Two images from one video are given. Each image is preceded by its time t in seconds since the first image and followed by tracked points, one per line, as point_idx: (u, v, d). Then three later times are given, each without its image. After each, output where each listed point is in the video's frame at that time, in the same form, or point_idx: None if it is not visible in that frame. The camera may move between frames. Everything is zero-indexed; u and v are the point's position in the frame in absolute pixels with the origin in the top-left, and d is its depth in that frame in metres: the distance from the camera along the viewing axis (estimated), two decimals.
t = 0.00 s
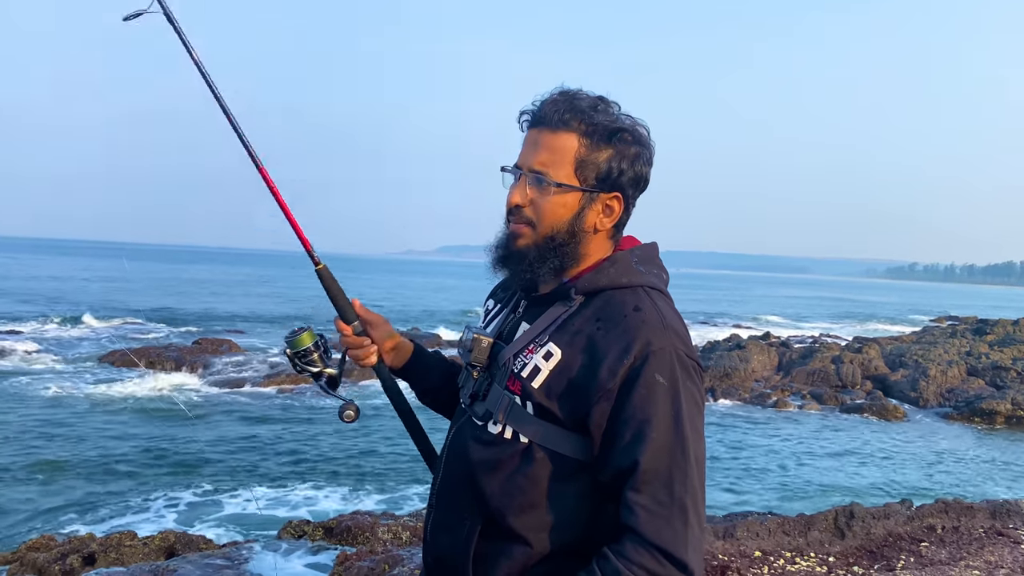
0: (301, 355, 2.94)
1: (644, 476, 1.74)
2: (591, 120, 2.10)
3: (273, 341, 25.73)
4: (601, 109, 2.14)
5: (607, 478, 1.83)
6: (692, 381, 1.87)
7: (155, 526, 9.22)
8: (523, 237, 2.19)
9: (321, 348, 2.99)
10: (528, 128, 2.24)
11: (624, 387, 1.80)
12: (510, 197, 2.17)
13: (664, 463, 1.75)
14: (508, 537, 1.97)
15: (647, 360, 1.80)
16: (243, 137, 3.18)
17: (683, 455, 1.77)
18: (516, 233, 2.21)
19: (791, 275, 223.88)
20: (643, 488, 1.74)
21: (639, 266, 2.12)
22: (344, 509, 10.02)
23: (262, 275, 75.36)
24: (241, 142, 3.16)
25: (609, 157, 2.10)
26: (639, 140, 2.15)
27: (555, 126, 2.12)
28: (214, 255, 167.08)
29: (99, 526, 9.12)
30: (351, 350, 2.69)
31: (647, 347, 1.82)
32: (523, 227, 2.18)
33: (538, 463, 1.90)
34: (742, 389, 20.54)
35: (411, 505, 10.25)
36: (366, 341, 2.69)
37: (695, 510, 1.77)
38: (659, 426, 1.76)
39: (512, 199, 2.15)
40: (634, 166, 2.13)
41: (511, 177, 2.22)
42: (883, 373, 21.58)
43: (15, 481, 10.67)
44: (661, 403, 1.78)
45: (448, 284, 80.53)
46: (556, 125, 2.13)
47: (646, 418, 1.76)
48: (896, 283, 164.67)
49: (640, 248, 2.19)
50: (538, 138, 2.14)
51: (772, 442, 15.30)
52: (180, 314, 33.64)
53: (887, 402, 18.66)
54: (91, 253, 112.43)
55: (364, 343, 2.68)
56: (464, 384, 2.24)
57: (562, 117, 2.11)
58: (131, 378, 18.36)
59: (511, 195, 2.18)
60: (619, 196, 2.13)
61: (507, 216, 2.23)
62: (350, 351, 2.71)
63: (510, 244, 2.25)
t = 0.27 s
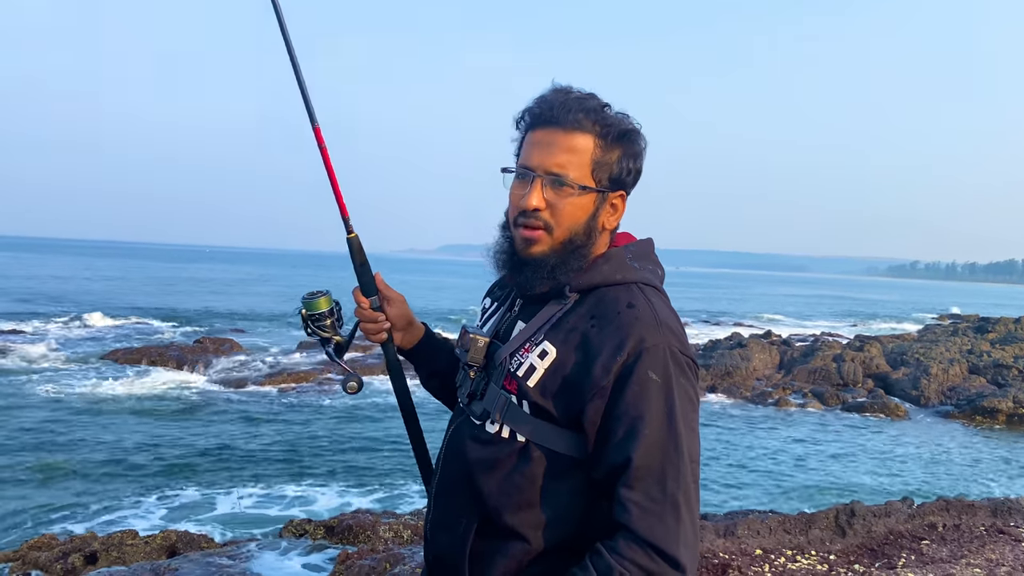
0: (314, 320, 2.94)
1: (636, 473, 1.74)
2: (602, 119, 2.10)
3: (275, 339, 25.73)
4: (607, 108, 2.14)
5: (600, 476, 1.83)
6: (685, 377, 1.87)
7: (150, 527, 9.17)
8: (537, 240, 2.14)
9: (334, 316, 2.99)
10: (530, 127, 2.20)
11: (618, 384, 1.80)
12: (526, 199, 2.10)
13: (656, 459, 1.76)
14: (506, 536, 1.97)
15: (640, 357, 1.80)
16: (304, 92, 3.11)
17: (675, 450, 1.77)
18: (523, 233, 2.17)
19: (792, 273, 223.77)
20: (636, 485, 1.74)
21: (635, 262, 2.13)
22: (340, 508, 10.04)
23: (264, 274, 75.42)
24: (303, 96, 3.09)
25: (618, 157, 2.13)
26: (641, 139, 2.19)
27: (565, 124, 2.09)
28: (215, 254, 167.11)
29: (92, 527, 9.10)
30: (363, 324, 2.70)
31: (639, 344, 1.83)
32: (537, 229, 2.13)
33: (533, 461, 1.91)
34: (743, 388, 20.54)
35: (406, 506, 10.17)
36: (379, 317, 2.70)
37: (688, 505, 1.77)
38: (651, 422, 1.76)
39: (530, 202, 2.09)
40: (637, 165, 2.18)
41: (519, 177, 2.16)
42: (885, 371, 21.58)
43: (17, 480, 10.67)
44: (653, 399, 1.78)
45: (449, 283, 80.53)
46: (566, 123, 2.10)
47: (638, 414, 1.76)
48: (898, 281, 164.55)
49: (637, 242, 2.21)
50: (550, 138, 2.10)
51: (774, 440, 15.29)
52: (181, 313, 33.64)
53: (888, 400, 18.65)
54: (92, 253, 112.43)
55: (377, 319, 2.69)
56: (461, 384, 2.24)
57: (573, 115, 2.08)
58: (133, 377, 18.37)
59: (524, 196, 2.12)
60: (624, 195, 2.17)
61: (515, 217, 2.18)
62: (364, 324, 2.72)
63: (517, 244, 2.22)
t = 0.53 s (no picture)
0: (307, 325, 2.94)
1: (637, 472, 1.74)
2: (619, 118, 2.11)
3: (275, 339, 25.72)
4: (624, 108, 2.15)
5: (601, 474, 1.83)
6: (687, 377, 1.87)
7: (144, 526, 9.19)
8: (547, 234, 2.12)
9: (326, 320, 3.00)
10: (546, 121, 2.20)
11: (620, 383, 1.80)
12: (540, 192, 2.09)
13: (657, 458, 1.75)
14: (505, 534, 1.97)
15: (642, 356, 1.80)
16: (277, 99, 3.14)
17: (676, 451, 1.76)
18: (533, 226, 2.16)
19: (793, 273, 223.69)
20: (636, 483, 1.74)
21: (638, 262, 2.13)
22: (335, 507, 10.10)
23: (264, 274, 75.41)
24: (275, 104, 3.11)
25: (631, 159, 2.14)
26: (654, 143, 2.21)
27: (584, 121, 2.10)
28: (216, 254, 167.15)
29: (85, 527, 9.10)
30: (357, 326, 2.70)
31: (642, 343, 1.82)
32: (548, 222, 2.11)
33: (533, 458, 1.91)
34: (744, 387, 20.53)
35: (400, 505, 10.21)
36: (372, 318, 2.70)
37: (687, 505, 1.77)
38: (652, 421, 1.76)
39: (543, 195, 2.08)
40: (649, 169, 2.20)
41: (532, 170, 2.16)
42: (886, 371, 21.56)
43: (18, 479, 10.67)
44: (655, 398, 1.78)
45: (450, 283, 80.52)
46: (585, 121, 2.11)
47: (640, 413, 1.76)
48: (899, 280, 164.44)
49: (640, 242, 2.22)
50: (569, 133, 2.10)
51: (775, 440, 15.28)
52: (182, 313, 33.64)
53: (889, 400, 18.63)
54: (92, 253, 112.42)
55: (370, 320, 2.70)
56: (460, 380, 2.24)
57: (594, 112, 2.09)
58: (133, 376, 18.36)
59: (537, 189, 2.12)
60: (634, 197, 2.18)
61: (525, 211, 2.17)
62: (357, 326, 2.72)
63: (526, 239, 2.21)
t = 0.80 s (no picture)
0: (303, 343, 2.95)
1: (642, 477, 1.74)
2: (615, 122, 2.11)
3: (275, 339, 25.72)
4: (620, 112, 2.15)
5: (606, 478, 1.83)
6: (691, 382, 1.87)
7: (139, 526, 9.21)
8: (547, 242, 2.13)
9: (323, 334, 3.01)
10: (544, 127, 2.20)
11: (625, 389, 1.80)
12: (539, 200, 2.09)
13: (662, 462, 1.76)
14: (509, 540, 1.97)
15: (646, 362, 1.80)
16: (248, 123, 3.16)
17: (682, 456, 1.76)
18: (535, 236, 2.16)
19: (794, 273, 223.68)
20: (642, 488, 1.75)
21: (639, 265, 2.14)
22: (329, 505, 10.17)
23: (265, 274, 75.42)
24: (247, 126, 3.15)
25: (630, 163, 2.14)
26: (651, 146, 2.21)
27: (580, 128, 2.10)
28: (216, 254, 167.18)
29: (80, 527, 9.10)
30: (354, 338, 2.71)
31: (646, 348, 1.82)
32: (549, 232, 2.12)
33: (538, 464, 1.91)
34: (744, 388, 20.53)
35: (395, 503, 10.28)
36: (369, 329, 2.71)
37: (693, 509, 1.77)
38: (657, 428, 1.76)
39: (543, 203, 2.08)
40: (646, 172, 2.20)
41: (531, 177, 2.15)
42: (886, 371, 21.56)
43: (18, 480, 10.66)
44: (660, 404, 1.78)
45: (450, 283, 80.49)
46: (581, 128, 2.11)
47: (646, 419, 1.75)
48: (900, 280, 164.42)
49: (640, 243, 2.22)
50: (566, 141, 2.10)
51: (775, 441, 15.26)
52: (182, 313, 33.62)
53: (890, 401, 18.61)
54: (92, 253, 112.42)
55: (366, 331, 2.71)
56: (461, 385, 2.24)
57: (591, 119, 2.09)
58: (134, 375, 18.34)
59: (537, 197, 2.11)
60: (633, 201, 2.18)
61: (524, 219, 2.17)
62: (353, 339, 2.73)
63: (527, 247, 2.21)
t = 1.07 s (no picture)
0: (302, 356, 2.96)
1: (645, 479, 1.74)
2: (607, 124, 2.11)
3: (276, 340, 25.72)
4: (612, 113, 2.14)
5: (608, 481, 1.83)
6: (692, 383, 1.87)
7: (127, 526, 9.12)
8: (543, 246, 2.13)
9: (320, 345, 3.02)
10: (535, 130, 2.19)
11: (625, 392, 1.80)
12: (533, 204, 2.09)
13: (664, 465, 1.75)
14: (512, 543, 1.97)
15: (646, 364, 1.80)
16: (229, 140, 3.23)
17: (684, 457, 1.76)
18: (530, 241, 2.16)
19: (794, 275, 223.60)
20: (645, 490, 1.74)
21: (637, 266, 2.13)
22: (321, 504, 10.26)
23: (265, 275, 75.42)
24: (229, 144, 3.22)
25: (623, 163, 2.14)
26: (644, 144, 2.21)
27: (572, 131, 2.09)
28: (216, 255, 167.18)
29: (68, 527, 8.98)
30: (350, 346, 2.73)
31: (646, 350, 1.82)
32: (545, 236, 2.12)
33: (540, 467, 1.90)
34: (745, 389, 20.51)
35: (386, 501, 10.43)
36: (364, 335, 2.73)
37: (697, 510, 1.77)
38: (658, 429, 1.75)
39: (537, 208, 2.08)
40: (640, 171, 2.20)
41: (524, 182, 2.15)
42: (887, 373, 21.54)
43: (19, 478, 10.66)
44: (661, 406, 1.77)
45: (450, 284, 80.45)
46: (572, 131, 2.10)
47: (646, 420, 1.75)
48: (900, 282, 164.36)
49: (638, 243, 2.22)
50: (558, 144, 2.09)
51: (776, 442, 15.25)
52: (183, 314, 33.61)
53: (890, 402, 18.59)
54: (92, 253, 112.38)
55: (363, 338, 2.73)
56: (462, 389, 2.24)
57: (582, 120, 2.08)
58: (134, 374, 18.33)
59: (530, 202, 2.11)
60: (628, 201, 2.18)
61: (520, 224, 2.17)
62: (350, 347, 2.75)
63: (523, 251, 2.21)
